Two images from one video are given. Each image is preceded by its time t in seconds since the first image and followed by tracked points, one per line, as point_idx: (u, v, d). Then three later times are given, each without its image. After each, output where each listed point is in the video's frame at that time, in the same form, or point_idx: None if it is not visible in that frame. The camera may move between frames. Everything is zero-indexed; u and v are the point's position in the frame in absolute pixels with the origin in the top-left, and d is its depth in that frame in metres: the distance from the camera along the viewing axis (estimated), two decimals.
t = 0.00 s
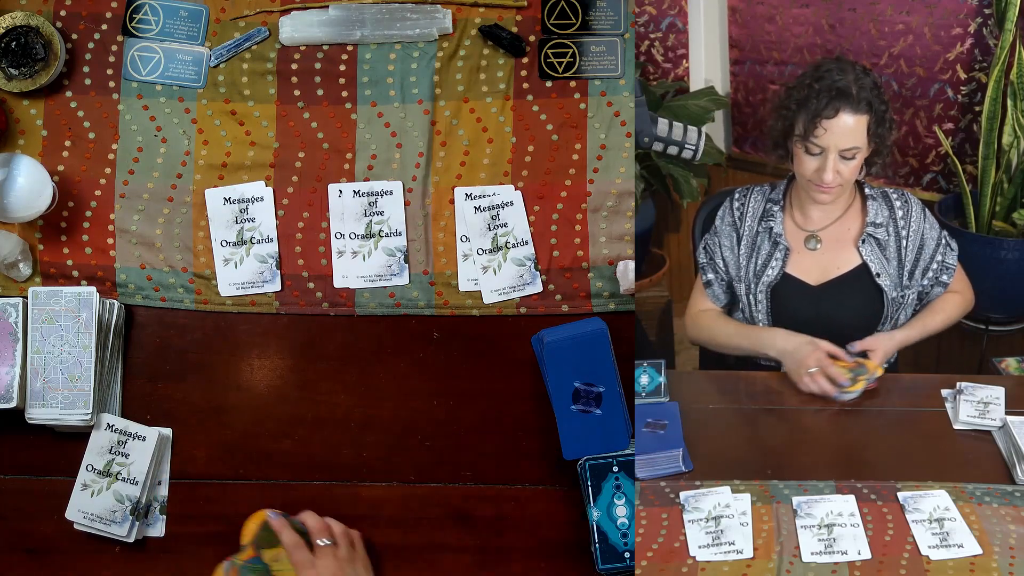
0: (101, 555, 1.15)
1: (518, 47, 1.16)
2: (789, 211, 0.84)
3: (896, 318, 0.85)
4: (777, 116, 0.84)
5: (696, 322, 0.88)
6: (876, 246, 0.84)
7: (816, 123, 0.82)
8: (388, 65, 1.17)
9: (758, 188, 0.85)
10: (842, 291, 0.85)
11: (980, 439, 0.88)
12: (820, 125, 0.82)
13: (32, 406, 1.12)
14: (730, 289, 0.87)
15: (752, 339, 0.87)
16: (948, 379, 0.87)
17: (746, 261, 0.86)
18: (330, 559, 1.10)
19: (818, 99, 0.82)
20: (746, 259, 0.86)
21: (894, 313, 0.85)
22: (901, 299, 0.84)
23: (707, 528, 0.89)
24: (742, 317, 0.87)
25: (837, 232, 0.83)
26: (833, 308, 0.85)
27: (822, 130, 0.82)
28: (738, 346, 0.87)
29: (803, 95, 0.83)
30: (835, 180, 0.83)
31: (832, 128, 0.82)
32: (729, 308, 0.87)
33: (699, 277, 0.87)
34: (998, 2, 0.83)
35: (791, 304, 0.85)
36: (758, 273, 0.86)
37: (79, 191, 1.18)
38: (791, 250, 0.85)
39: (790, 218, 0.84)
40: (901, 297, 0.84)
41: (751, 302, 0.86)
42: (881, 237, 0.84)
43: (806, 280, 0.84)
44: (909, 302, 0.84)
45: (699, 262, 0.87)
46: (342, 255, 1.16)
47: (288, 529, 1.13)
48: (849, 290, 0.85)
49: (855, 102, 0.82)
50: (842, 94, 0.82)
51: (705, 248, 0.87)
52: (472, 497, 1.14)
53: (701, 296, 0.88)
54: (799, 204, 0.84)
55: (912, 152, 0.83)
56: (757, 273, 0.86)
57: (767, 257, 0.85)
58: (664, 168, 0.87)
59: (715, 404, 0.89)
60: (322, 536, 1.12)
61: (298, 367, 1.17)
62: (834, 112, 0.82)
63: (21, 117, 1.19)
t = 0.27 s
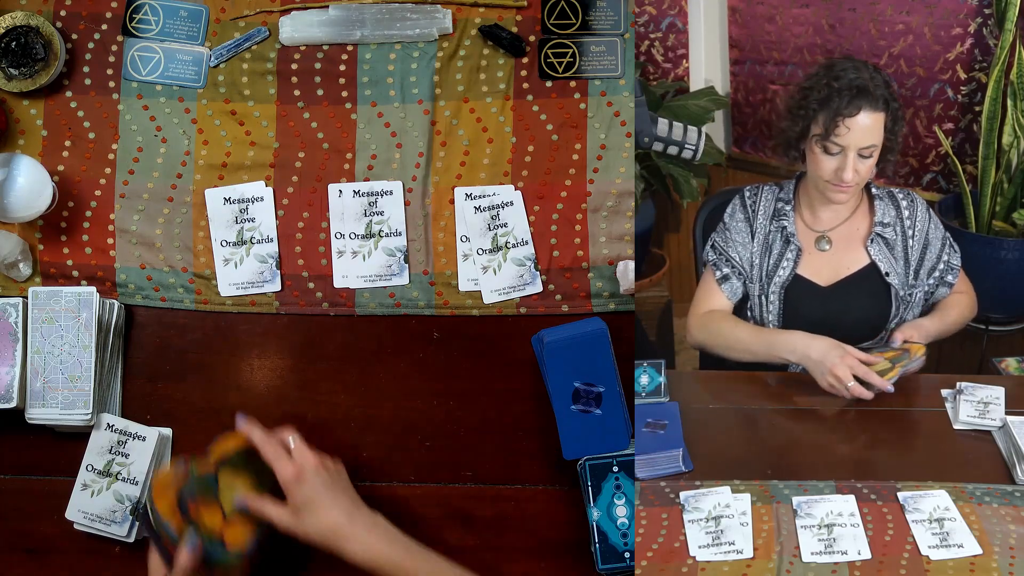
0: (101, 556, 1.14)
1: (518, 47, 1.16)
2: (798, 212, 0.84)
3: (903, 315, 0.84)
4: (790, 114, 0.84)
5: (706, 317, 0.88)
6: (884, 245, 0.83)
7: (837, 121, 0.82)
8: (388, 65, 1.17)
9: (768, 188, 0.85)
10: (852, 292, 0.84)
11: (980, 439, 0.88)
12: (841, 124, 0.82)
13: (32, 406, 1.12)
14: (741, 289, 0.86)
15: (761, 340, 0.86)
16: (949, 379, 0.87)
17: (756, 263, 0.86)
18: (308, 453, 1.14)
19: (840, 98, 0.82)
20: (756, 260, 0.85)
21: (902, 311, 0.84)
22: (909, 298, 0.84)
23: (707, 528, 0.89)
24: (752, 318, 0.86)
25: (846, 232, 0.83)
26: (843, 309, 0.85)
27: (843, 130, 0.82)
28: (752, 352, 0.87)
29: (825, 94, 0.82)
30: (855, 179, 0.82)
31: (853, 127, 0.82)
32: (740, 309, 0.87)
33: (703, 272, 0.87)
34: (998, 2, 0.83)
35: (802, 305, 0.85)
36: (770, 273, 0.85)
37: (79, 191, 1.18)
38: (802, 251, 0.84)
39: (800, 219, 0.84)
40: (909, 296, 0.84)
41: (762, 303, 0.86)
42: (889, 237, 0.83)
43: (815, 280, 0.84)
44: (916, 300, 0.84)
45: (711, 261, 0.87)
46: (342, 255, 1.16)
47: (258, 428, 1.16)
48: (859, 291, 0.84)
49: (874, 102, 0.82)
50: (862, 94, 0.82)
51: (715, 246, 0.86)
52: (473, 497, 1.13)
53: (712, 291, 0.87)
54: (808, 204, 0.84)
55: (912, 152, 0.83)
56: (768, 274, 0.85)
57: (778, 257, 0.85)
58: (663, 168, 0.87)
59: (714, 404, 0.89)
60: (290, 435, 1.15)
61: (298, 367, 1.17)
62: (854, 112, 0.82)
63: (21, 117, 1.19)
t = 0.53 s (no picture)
0: (100, 557, 1.13)
1: (518, 47, 1.16)
2: (807, 219, 0.84)
3: (913, 322, 0.84)
4: (795, 113, 0.83)
5: (718, 330, 0.87)
6: (893, 251, 0.83)
7: (848, 118, 0.81)
8: (388, 65, 1.17)
9: (777, 193, 0.84)
10: (862, 300, 0.84)
11: (980, 439, 0.88)
12: (852, 120, 0.81)
13: (32, 406, 1.12)
14: (754, 299, 0.85)
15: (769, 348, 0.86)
16: (950, 379, 0.86)
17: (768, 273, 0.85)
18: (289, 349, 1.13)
19: (850, 94, 0.81)
20: (768, 271, 0.85)
21: (911, 317, 0.84)
22: (917, 303, 0.84)
23: (707, 528, 0.89)
24: (763, 330, 0.86)
25: (855, 239, 0.83)
26: (853, 317, 0.84)
27: (855, 127, 0.81)
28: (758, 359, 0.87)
29: (836, 90, 0.81)
30: (870, 177, 0.82)
31: (865, 124, 0.81)
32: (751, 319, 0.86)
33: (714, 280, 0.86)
34: (997, 2, 0.83)
35: (813, 315, 0.84)
36: (782, 283, 0.84)
37: (79, 191, 1.18)
38: (812, 259, 0.84)
39: (809, 227, 0.84)
40: (917, 301, 0.84)
41: (773, 313, 0.85)
42: (897, 242, 0.83)
43: (826, 289, 0.84)
44: (924, 305, 0.84)
45: (725, 272, 0.86)
46: (342, 255, 1.16)
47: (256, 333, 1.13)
48: (869, 299, 0.84)
49: (883, 99, 0.81)
50: (871, 89, 0.81)
51: (725, 254, 0.86)
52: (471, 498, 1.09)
53: (725, 302, 0.86)
54: (817, 210, 0.83)
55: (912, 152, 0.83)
56: (780, 285, 0.85)
57: (789, 266, 0.84)
58: (663, 169, 0.88)
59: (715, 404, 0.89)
60: (289, 330, 1.15)
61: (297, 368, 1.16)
62: (864, 108, 0.81)
63: (21, 117, 1.19)
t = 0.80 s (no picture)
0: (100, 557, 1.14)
1: (518, 47, 1.16)
2: (814, 228, 0.84)
3: (918, 327, 0.85)
4: (792, 112, 0.83)
5: (741, 349, 0.87)
6: (899, 257, 0.84)
7: (845, 115, 0.82)
8: (388, 65, 1.17)
9: (780, 201, 0.85)
10: (870, 307, 0.85)
11: (980, 439, 0.87)
12: (849, 116, 0.82)
13: (32, 406, 1.12)
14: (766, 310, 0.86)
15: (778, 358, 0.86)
16: (950, 378, 0.87)
17: (779, 285, 0.85)
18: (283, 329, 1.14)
19: (844, 90, 0.82)
20: (779, 283, 0.85)
21: (917, 321, 0.85)
22: (924, 307, 0.85)
23: (707, 528, 0.89)
24: (775, 342, 0.86)
25: (862, 246, 0.84)
26: (862, 324, 0.85)
27: (852, 123, 0.82)
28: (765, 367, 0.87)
29: (829, 87, 0.82)
30: (870, 175, 0.82)
31: (861, 120, 0.82)
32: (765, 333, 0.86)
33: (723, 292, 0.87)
34: (997, 2, 0.83)
35: (824, 326, 0.85)
36: (794, 295, 0.85)
37: (79, 191, 1.18)
38: (822, 269, 0.84)
39: (817, 235, 0.84)
40: (923, 305, 0.85)
41: (787, 326, 0.85)
42: (904, 248, 0.84)
43: (836, 300, 0.84)
44: (929, 309, 0.85)
45: (745, 284, 0.86)
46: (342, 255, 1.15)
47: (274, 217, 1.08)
48: (877, 307, 0.85)
49: (878, 94, 0.82)
50: (864, 84, 0.82)
51: (736, 264, 0.86)
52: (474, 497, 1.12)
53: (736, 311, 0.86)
54: (823, 219, 0.84)
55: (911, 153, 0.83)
56: (791, 297, 0.85)
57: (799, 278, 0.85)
58: (663, 169, 0.88)
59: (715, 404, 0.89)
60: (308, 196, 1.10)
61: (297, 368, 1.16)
62: (860, 103, 0.82)
63: (21, 117, 1.19)
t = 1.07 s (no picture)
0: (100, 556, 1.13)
1: (518, 47, 1.16)
2: (815, 232, 0.84)
3: (919, 330, 0.85)
4: (791, 115, 0.83)
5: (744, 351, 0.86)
6: (901, 259, 0.83)
7: (845, 120, 0.81)
8: (388, 65, 1.17)
9: (780, 205, 0.84)
10: (871, 310, 0.84)
11: (980, 439, 0.87)
12: (849, 121, 0.81)
13: (32, 406, 1.12)
14: (767, 316, 0.85)
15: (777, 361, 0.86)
16: (951, 379, 0.86)
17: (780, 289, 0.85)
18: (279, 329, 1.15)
19: (844, 94, 0.81)
20: (780, 288, 0.85)
21: (919, 324, 0.85)
22: (926, 310, 0.85)
23: (708, 528, 0.89)
24: (775, 347, 0.86)
25: (864, 249, 0.83)
26: (861, 329, 0.85)
27: (853, 127, 0.81)
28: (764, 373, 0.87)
29: (828, 92, 0.82)
30: (872, 180, 0.82)
31: (863, 125, 0.81)
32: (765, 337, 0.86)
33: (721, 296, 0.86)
34: (997, 2, 0.83)
35: (826, 330, 0.84)
36: (795, 302, 0.84)
37: (79, 191, 1.18)
38: (823, 274, 0.84)
39: (818, 239, 0.84)
40: (925, 308, 0.84)
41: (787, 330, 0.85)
42: (906, 250, 0.83)
43: (837, 303, 0.84)
44: (932, 311, 0.85)
45: (735, 289, 0.86)
46: (342, 254, 1.16)
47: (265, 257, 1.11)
48: (877, 310, 0.84)
49: (879, 98, 0.81)
50: (864, 88, 0.81)
51: (732, 271, 0.85)
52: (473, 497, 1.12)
53: (734, 315, 0.86)
54: (824, 223, 0.83)
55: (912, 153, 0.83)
56: (792, 302, 0.84)
57: (800, 283, 0.84)
58: (664, 169, 0.88)
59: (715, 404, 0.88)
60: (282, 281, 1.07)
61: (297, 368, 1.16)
62: (861, 108, 0.81)
63: (21, 117, 1.19)
